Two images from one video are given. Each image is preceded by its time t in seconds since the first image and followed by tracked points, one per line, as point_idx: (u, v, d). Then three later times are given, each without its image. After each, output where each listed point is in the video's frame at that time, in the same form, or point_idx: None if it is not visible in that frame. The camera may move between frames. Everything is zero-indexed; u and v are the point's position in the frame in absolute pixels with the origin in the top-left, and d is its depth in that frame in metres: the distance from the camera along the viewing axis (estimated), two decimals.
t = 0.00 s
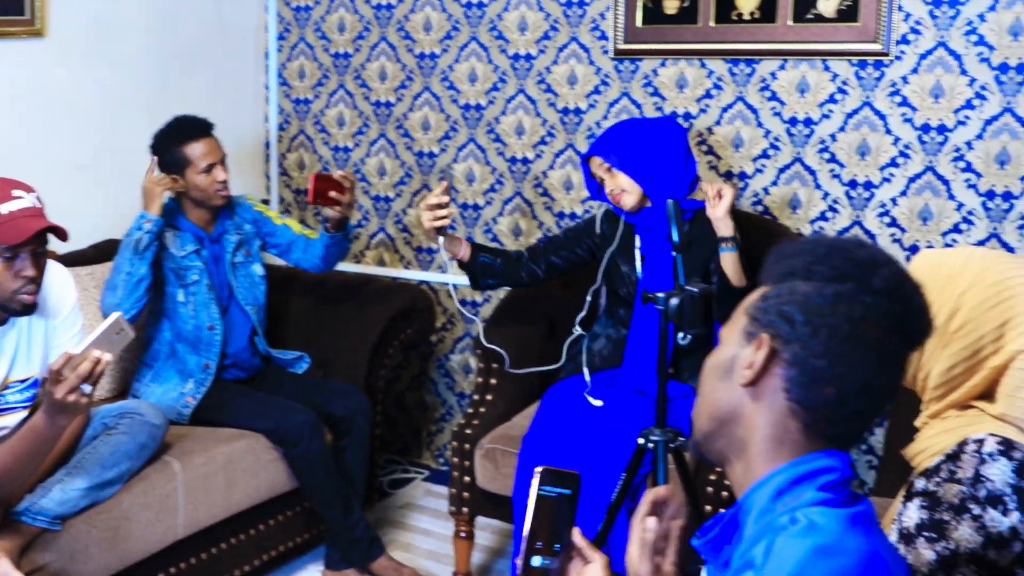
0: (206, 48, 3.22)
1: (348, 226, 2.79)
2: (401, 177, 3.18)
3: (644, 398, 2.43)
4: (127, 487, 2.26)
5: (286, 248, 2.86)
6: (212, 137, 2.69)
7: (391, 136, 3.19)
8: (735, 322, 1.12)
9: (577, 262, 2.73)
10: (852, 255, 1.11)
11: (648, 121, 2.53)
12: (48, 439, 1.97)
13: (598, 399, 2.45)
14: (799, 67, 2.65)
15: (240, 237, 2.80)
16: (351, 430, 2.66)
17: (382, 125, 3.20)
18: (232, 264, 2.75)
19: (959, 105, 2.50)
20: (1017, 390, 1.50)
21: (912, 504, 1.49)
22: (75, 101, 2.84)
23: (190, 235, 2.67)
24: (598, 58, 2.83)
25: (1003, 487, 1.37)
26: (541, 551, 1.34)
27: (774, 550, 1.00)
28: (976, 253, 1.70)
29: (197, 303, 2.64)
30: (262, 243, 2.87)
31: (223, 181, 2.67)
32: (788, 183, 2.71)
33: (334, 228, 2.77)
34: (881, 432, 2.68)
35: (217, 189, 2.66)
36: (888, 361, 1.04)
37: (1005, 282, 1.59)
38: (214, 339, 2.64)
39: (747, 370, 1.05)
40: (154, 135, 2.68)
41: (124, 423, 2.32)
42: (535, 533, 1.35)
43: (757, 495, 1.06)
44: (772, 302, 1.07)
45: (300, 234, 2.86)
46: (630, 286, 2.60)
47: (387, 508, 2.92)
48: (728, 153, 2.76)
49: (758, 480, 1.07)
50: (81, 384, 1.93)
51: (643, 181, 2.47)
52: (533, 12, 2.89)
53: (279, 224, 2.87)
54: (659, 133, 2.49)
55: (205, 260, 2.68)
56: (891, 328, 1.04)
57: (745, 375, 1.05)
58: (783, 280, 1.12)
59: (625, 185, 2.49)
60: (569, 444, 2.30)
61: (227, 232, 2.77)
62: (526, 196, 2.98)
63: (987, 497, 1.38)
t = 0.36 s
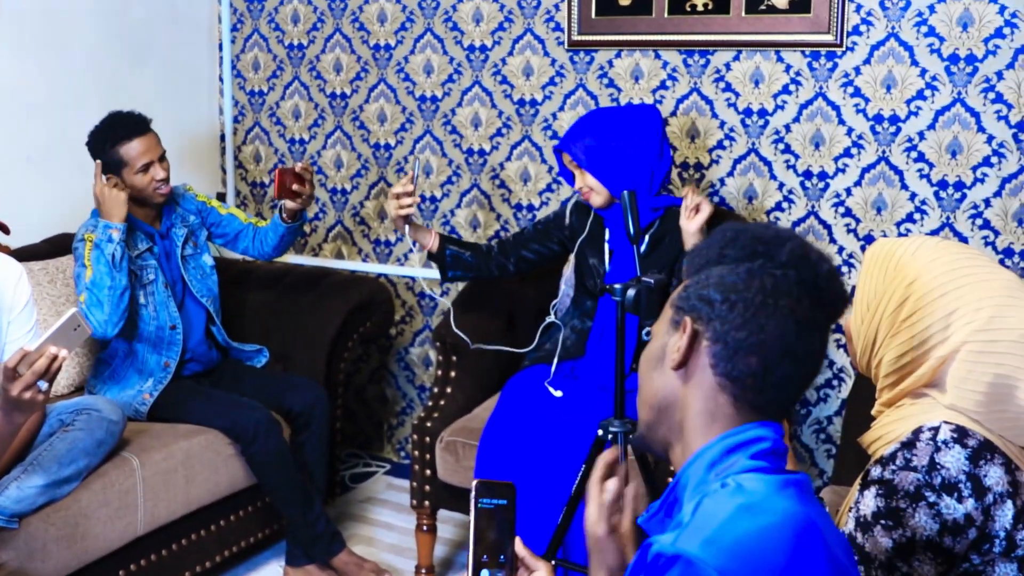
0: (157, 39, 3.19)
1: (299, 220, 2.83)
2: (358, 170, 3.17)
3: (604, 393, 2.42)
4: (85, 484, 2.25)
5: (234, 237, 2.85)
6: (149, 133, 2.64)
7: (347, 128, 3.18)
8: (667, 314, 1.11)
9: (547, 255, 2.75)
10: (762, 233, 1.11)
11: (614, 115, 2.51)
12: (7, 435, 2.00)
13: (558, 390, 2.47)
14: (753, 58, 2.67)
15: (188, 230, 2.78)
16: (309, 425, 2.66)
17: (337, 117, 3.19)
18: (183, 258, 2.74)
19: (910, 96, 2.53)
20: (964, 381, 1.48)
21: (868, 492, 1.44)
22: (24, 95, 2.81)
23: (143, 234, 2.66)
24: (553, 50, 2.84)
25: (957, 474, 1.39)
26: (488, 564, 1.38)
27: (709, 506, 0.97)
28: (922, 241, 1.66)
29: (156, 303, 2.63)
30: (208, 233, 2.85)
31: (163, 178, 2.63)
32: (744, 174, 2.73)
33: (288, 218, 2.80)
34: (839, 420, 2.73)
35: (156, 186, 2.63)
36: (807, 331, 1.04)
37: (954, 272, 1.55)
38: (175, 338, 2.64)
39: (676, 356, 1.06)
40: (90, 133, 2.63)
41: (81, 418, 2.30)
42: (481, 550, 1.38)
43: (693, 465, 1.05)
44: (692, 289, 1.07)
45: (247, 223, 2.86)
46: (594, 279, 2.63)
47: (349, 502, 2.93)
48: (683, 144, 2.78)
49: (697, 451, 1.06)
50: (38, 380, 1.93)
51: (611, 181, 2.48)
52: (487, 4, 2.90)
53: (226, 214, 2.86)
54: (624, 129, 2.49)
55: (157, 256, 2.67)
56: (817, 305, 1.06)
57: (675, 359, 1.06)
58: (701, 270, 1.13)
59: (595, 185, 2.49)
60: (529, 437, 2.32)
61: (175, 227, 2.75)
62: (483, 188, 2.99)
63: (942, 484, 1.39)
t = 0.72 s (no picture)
0: (161, 42, 3.19)
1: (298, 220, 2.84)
2: (361, 173, 3.18)
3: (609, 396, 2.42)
4: (89, 486, 2.25)
5: (230, 238, 2.86)
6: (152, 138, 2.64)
7: (350, 131, 3.18)
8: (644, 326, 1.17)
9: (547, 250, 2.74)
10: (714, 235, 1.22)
11: (624, 110, 2.49)
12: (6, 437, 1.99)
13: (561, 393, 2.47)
14: (756, 62, 2.67)
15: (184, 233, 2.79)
16: (310, 425, 2.66)
17: (341, 121, 3.20)
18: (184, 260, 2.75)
19: (914, 99, 2.54)
20: (966, 384, 1.48)
21: (869, 493, 1.44)
22: (28, 97, 2.82)
23: (145, 238, 2.65)
24: (556, 53, 2.85)
25: (959, 476, 1.39)
26: None
27: (691, 490, 1.01)
28: (925, 246, 1.66)
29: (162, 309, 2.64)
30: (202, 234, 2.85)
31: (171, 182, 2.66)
32: (747, 177, 2.74)
33: (288, 219, 2.80)
34: (842, 423, 2.73)
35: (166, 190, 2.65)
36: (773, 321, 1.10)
37: (955, 275, 1.56)
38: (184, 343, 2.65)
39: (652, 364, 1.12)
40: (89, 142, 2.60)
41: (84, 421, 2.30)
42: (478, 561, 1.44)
43: (677, 457, 1.08)
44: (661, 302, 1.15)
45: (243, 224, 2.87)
46: (596, 275, 2.60)
47: (351, 505, 2.94)
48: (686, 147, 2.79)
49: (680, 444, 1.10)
50: (37, 382, 1.93)
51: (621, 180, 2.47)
52: (490, 7, 2.90)
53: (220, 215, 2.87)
54: (633, 125, 2.46)
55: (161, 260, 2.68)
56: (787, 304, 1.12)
57: (650, 365, 1.12)
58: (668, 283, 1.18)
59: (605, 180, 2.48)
60: (530, 439, 2.32)
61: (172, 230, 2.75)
62: (486, 191, 3.00)
63: (944, 486, 1.39)
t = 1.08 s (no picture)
0: (166, 43, 3.20)
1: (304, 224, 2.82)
2: (366, 175, 3.18)
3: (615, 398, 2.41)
4: (94, 487, 2.26)
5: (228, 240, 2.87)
6: (153, 143, 2.64)
7: (355, 133, 3.19)
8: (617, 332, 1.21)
9: (541, 248, 2.74)
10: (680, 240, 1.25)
11: (636, 119, 2.49)
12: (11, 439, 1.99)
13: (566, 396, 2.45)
14: (761, 63, 2.67)
15: (187, 235, 2.79)
16: (313, 426, 2.66)
17: (345, 123, 3.20)
18: (186, 261, 2.76)
19: (918, 100, 2.53)
20: (970, 388, 1.48)
21: (870, 497, 1.42)
22: (33, 99, 2.83)
23: (152, 238, 2.63)
24: (561, 54, 2.85)
25: (960, 480, 1.39)
26: None
27: (662, 482, 1.03)
28: (926, 249, 1.66)
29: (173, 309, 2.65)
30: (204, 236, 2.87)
31: (169, 188, 2.65)
32: (752, 179, 2.73)
33: (294, 223, 2.79)
34: (847, 425, 2.72)
35: (162, 196, 2.64)
36: (744, 313, 1.13)
37: (960, 278, 1.55)
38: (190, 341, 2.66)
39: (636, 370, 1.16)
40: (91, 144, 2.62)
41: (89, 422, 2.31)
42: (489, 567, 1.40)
43: (661, 453, 1.11)
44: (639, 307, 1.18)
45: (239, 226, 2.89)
46: (596, 284, 2.60)
47: (356, 506, 2.93)
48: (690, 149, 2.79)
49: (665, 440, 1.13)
50: (43, 384, 1.93)
51: (625, 186, 2.45)
52: (495, 8, 2.90)
53: (219, 218, 2.88)
54: (642, 133, 2.46)
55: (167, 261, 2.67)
56: (756, 298, 1.15)
57: (632, 372, 1.16)
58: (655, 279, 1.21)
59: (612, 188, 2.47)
60: (534, 440, 2.32)
61: (176, 233, 2.76)
62: (490, 193, 3.00)
63: (945, 490, 1.38)
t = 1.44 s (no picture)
0: (168, 44, 3.20)
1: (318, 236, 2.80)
2: (368, 176, 3.18)
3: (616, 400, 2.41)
4: (96, 488, 2.26)
5: (245, 251, 2.84)
6: (174, 142, 2.68)
7: (357, 134, 3.19)
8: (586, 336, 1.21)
9: (541, 248, 2.74)
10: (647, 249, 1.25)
11: (616, 119, 2.50)
12: (15, 440, 2.00)
13: (568, 395, 2.44)
14: (763, 64, 2.67)
15: (197, 242, 2.78)
16: (318, 429, 2.66)
17: (348, 123, 3.20)
18: (191, 269, 2.75)
19: (921, 101, 2.53)
20: (971, 387, 1.48)
21: (874, 497, 1.42)
22: (36, 99, 2.83)
23: (150, 244, 2.63)
24: (563, 55, 2.85)
25: (964, 480, 1.38)
26: None
27: (649, 479, 1.03)
28: (927, 249, 1.65)
29: (163, 317, 2.63)
30: (217, 245, 2.85)
31: (182, 188, 2.65)
32: (754, 179, 2.73)
33: (307, 232, 2.74)
34: (848, 426, 2.72)
35: (174, 195, 2.64)
36: (719, 310, 1.15)
37: (961, 277, 1.55)
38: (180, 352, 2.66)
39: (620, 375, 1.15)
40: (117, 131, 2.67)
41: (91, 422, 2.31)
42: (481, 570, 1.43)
43: (648, 452, 1.11)
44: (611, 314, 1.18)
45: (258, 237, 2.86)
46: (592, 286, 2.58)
47: (358, 507, 2.94)
48: (693, 150, 2.79)
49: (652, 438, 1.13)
50: (47, 387, 1.93)
51: (618, 183, 2.46)
52: (497, 9, 2.90)
53: (238, 227, 2.85)
54: (641, 135, 2.47)
55: (164, 268, 2.66)
56: (727, 297, 1.18)
57: (615, 380, 1.15)
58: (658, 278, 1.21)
59: (595, 188, 2.48)
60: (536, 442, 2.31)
61: (185, 238, 2.75)
62: (492, 194, 3.00)
63: (948, 490, 1.38)
